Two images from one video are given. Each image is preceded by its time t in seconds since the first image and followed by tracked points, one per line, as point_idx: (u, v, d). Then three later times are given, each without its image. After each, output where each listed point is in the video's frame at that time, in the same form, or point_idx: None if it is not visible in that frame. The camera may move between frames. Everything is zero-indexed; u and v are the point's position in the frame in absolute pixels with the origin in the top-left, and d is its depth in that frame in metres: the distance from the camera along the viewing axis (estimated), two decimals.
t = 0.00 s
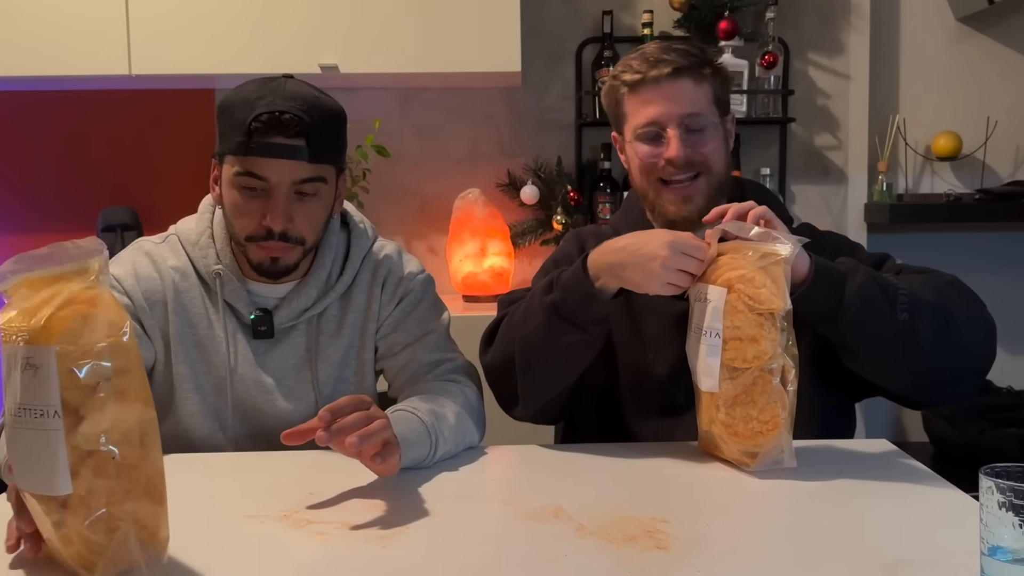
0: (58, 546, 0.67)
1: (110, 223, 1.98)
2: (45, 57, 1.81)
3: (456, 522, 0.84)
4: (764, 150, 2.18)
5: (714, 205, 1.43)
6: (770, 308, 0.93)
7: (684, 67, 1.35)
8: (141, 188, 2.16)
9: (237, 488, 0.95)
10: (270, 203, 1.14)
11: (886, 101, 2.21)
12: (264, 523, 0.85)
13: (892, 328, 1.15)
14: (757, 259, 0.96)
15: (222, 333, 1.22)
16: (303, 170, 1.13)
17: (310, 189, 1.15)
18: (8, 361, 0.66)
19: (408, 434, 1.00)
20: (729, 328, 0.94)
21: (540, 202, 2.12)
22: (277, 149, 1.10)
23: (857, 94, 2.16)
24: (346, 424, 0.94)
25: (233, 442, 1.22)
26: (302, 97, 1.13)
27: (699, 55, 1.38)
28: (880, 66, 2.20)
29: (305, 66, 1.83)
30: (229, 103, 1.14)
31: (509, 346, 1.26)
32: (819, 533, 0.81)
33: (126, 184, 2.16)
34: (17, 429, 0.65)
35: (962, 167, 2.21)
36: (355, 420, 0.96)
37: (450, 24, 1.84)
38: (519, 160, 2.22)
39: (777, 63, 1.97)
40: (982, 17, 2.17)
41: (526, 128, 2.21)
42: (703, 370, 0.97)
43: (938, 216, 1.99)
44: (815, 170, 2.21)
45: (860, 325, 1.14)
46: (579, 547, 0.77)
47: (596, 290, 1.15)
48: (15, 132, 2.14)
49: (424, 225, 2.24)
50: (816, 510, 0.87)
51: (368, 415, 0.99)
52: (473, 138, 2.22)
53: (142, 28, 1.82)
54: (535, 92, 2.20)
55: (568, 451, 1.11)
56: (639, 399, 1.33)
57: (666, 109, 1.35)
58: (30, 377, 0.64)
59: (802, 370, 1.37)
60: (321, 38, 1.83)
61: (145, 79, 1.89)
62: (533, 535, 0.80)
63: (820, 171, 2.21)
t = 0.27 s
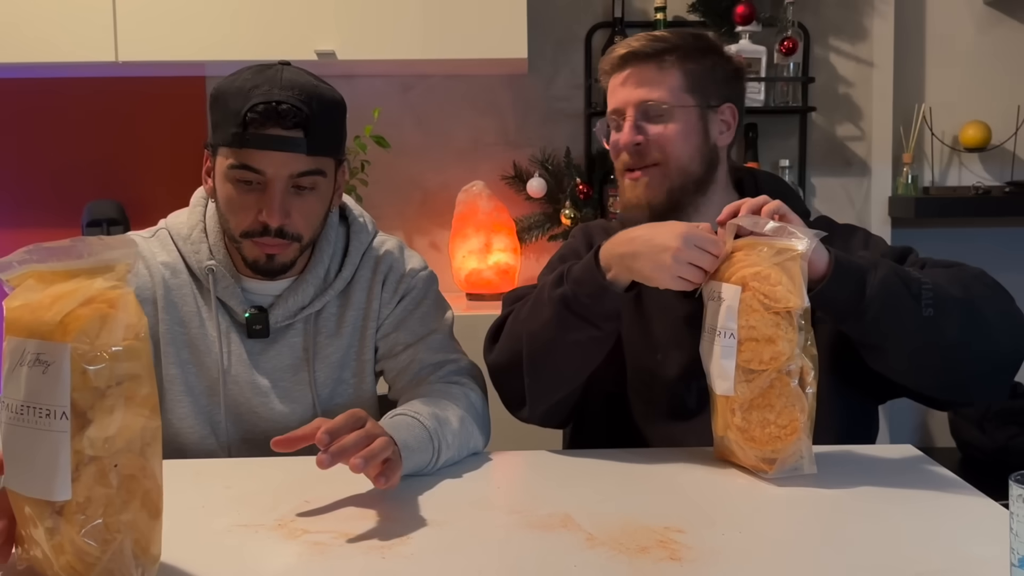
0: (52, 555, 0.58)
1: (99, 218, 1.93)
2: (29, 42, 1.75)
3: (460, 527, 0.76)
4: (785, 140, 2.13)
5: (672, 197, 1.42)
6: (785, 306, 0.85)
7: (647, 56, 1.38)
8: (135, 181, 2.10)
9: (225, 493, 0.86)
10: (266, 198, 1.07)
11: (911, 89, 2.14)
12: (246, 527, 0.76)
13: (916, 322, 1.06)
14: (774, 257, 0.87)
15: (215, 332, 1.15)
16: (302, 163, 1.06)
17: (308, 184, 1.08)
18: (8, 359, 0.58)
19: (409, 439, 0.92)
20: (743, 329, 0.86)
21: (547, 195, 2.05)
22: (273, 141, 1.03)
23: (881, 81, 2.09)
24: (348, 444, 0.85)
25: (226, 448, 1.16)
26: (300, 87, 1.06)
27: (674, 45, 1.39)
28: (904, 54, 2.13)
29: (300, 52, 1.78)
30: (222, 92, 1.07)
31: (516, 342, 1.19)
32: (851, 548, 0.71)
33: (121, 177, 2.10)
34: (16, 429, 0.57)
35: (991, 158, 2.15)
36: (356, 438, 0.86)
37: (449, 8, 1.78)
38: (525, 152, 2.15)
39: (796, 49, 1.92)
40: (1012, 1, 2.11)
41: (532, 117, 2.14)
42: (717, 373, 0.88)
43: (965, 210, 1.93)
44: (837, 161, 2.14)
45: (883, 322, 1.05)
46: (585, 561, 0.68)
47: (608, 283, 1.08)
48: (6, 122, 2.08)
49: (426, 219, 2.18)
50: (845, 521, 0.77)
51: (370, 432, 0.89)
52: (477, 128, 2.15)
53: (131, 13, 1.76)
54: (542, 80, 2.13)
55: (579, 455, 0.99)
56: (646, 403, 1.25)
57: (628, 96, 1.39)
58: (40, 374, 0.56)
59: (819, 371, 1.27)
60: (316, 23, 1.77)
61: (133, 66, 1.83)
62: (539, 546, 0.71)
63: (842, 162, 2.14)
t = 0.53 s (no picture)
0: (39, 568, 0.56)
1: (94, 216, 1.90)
2: (22, 36, 1.73)
3: (464, 531, 0.73)
4: (793, 136, 2.09)
5: (660, 199, 1.38)
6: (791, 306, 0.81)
7: (637, 52, 1.37)
8: (133, 177, 2.07)
9: (218, 498, 0.82)
10: (260, 195, 1.04)
11: (923, 83, 2.11)
12: (236, 533, 0.73)
13: (926, 313, 1.02)
14: (777, 256, 0.83)
15: (209, 332, 1.12)
16: (296, 158, 1.03)
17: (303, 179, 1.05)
18: None
19: (409, 442, 0.89)
20: (746, 331, 0.82)
21: (551, 192, 2.02)
22: (266, 135, 1.00)
23: (892, 75, 2.05)
24: (348, 449, 0.82)
25: (222, 451, 1.13)
26: (294, 80, 1.03)
27: (670, 43, 1.37)
28: (915, 47, 2.10)
29: (298, 46, 1.75)
30: (213, 86, 1.04)
31: (516, 344, 1.16)
32: (865, 551, 0.67)
33: (118, 173, 2.07)
34: None
35: (1005, 153, 2.11)
36: (355, 443, 0.83)
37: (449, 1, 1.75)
38: (528, 148, 2.13)
39: (806, 42, 1.89)
40: None
41: (535, 112, 2.11)
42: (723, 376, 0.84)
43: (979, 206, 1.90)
44: (847, 157, 2.11)
45: (892, 315, 1.01)
46: (590, 567, 0.65)
47: (613, 283, 1.04)
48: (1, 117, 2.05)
49: (425, 216, 2.15)
50: (858, 523, 0.73)
51: (370, 437, 0.86)
52: (479, 123, 2.12)
53: (126, 6, 1.73)
54: (546, 74, 2.10)
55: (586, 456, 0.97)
56: (649, 404, 1.22)
57: (619, 93, 1.37)
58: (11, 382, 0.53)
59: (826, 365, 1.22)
60: (314, 16, 1.74)
61: (128, 59, 1.81)
62: (541, 551, 0.68)
63: (853, 158, 2.11)
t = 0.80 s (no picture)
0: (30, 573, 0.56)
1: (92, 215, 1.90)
2: (22, 35, 1.73)
3: (464, 530, 0.73)
4: (793, 136, 2.09)
5: (659, 202, 1.38)
6: (783, 305, 0.81)
7: (639, 53, 1.37)
8: (132, 177, 2.07)
9: (220, 498, 0.82)
10: (260, 194, 1.04)
11: (923, 83, 2.11)
12: (237, 533, 0.73)
13: (929, 306, 1.02)
14: (771, 256, 0.83)
15: (209, 332, 1.12)
16: (295, 157, 1.03)
17: (302, 178, 1.05)
18: None
19: (408, 442, 0.89)
20: (740, 330, 0.82)
21: (551, 192, 2.02)
22: (266, 135, 1.00)
23: (892, 75, 2.05)
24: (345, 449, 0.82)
25: (222, 451, 1.13)
26: (294, 79, 1.03)
27: (670, 44, 1.37)
28: (915, 48, 2.10)
29: (298, 46, 1.75)
30: (212, 86, 1.04)
31: (516, 346, 1.15)
32: (863, 552, 0.67)
33: (118, 173, 2.07)
34: None
35: (1006, 154, 2.11)
36: (350, 444, 0.83)
37: None
38: (528, 148, 2.13)
39: (806, 42, 1.89)
40: None
41: (535, 112, 2.11)
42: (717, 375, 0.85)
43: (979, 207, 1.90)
44: (847, 157, 2.11)
45: (897, 310, 1.01)
46: (590, 566, 0.65)
47: (618, 291, 1.04)
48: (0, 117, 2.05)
49: (425, 216, 2.15)
50: (856, 524, 0.73)
51: (368, 438, 0.86)
52: (479, 123, 2.12)
53: (126, 5, 1.73)
54: (546, 74, 2.10)
55: (585, 455, 0.97)
56: (649, 405, 1.21)
57: (621, 93, 1.37)
58: None
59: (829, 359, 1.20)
60: (314, 16, 1.74)
61: (127, 59, 1.81)
62: (543, 552, 0.68)
63: (853, 159, 2.11)
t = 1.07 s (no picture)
0: None
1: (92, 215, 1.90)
2: (22, 35, 1.73)
3: (465, 530, 0.73)
4: (793, 136, 2.09)
5: (675, 205, 1.38)
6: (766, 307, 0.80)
7: (648, 60, 1.35)
8: (132, 177, 2.07)
9: (222, 497, 0.82)
10: (255, 191, 1.04)
11: (922, 83, 2.11)
12: (238, 533, 0.73)
13: (936, 287, 0.98)
14: (756, 258, 0.82)
15: (210, 332, 1.12)
16: (292, 155, 1.03)
17: (298, 176, 1.05)
18: None
19: (408, 441, 0.89)
20: (726, 331, 0.82)
21: (551, 192, 2.02)
22: (261, 132, 1.00)
23: (892, 75, 2.06)
24: (342, 450, 0.82)
25: (222, 451, 1.13)
26: (292, 78, 1.03)
27: (671, 48, 1.35)
28: (915, 48, 2.10)
29: (298, 46, 1.75)
30: (212, 84, 1.05)
31: (510, 340, 1.15)
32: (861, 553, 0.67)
33: (118, 173, 2.07)
34: None
35: (1005, 154, 2.11)
36: (349, 445, 0.83)
37: None
38: (528, 148, 2.13)
39: (806, 42, 1.89)
40: None
41: (535, 112, 2.11)
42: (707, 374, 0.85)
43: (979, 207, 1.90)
44: (847, 158, 2.11)
45: (901, 287, 0.97)
46: (591, 566, 0.65)
47: (612, 289, 1.04)
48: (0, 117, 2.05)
49: (425, 217, 2.15)
50: (855, 525, 0.73)
51: (368, 438, 0.86)
52: (479, 123, 2.12)
53: (126, 5, 1.73)
54: (545, 74, 2.10)
55: (585, 454, 0.97)
56: (650, 401, 1.21)
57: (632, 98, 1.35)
58: None
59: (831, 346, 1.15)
60: (314, 16, 1.74)
61: (127, 59, 1.81)
62: (543, 552, 0.68)
63: (853, 159, 2.11)
